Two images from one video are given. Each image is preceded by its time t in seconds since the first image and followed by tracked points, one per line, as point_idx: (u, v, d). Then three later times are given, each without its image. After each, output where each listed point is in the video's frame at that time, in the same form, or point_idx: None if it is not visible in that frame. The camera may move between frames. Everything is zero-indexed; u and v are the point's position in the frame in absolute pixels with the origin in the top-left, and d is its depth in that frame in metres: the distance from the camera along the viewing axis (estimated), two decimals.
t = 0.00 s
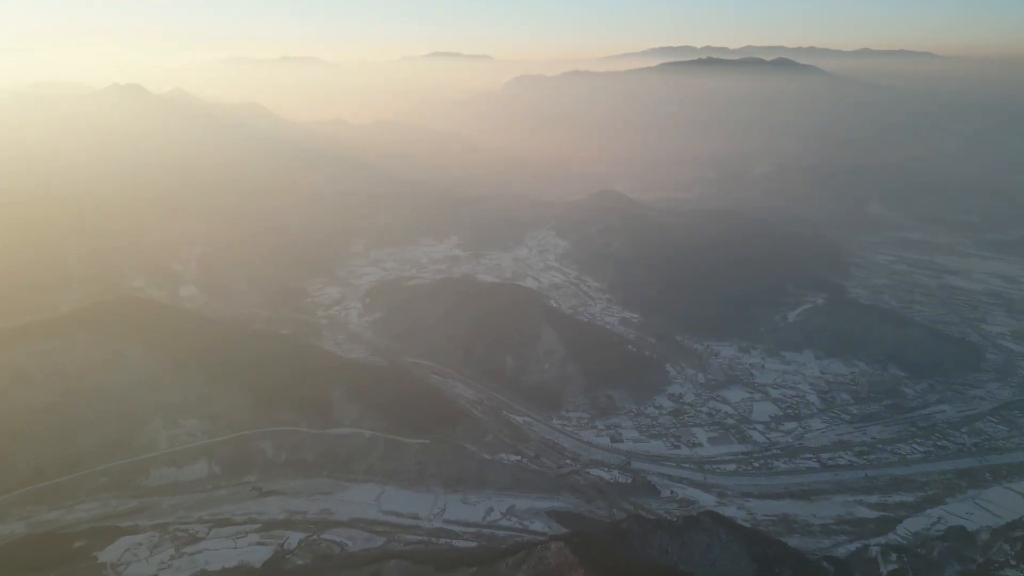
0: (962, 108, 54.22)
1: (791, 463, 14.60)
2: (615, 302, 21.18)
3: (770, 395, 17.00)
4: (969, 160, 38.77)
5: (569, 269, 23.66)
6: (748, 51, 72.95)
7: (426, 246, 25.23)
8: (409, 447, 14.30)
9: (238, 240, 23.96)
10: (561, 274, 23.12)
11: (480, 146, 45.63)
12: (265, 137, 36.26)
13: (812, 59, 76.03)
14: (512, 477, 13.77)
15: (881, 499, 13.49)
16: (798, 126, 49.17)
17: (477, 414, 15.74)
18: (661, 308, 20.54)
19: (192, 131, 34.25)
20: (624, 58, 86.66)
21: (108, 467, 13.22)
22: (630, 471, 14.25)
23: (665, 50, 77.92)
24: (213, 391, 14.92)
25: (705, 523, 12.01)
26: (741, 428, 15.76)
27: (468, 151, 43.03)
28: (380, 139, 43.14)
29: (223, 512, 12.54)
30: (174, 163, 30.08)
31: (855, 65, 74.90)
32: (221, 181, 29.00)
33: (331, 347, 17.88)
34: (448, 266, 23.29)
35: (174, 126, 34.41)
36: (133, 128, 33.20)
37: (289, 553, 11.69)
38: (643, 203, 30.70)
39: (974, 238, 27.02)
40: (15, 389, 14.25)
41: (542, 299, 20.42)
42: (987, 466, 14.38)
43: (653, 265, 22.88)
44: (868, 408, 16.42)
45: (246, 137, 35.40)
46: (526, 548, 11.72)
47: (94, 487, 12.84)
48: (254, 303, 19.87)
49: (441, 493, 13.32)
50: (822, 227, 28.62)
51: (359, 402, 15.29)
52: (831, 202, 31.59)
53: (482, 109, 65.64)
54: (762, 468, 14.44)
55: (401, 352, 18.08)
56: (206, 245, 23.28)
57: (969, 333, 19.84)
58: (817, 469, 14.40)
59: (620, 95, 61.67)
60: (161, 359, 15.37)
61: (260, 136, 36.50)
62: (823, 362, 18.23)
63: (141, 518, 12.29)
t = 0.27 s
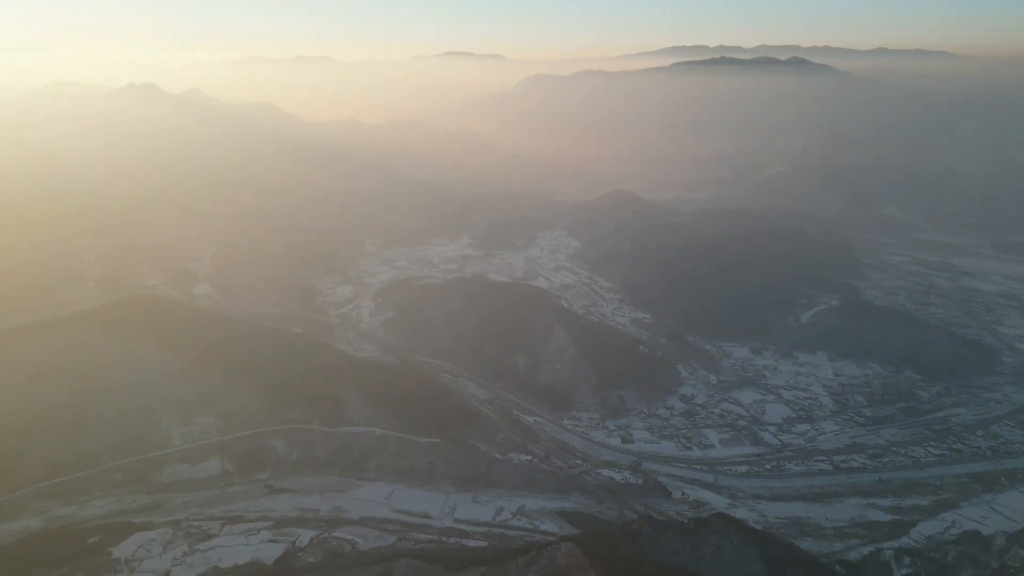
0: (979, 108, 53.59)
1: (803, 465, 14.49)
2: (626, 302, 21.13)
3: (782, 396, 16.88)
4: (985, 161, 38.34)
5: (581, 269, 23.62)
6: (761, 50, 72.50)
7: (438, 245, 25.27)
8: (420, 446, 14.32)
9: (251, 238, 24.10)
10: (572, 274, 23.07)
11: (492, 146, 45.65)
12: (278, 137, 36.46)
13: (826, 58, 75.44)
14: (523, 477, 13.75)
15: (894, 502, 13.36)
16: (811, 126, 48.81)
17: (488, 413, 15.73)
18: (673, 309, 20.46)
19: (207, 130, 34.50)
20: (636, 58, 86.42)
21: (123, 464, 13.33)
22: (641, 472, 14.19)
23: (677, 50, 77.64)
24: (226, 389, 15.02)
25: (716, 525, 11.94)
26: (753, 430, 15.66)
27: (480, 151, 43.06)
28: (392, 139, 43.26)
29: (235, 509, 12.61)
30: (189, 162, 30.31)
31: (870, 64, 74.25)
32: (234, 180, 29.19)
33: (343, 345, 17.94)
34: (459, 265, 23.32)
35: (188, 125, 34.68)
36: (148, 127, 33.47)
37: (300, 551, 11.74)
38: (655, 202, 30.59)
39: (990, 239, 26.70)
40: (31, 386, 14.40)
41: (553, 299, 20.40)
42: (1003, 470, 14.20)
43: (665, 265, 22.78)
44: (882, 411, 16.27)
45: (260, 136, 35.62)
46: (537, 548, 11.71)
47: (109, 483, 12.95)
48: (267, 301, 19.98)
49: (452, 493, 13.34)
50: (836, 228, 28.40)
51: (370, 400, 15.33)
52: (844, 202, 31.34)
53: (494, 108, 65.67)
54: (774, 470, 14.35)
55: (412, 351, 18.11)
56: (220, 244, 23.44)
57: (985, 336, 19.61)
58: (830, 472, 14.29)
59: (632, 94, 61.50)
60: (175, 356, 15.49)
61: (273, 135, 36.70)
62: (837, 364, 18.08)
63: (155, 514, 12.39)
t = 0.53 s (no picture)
0: (996, 108, 52.94)
1: (816, 468, 14.38)
2: (638, 302, 21.06)
3: (795, 398, 16.75)
4: (1001, 161, 37.90)
5: (592, 269, 23.57)
6: (775, 50, 72.03)
7: (449, 244, 25.31)
8: (431, 445, 14.34)
9: (264, 237, 24.23)
10: (584, 274, 23.03)
11: (503, 145, 45.63)
12: (291, 136, 36.63)
13: (840, 58, 74.82)
14: (533, 477, 13.73)
15: (908, 506, 13.22)
16: (824, 125, 48.44)
17: (499, 413, 15.73)
18: (685, 309, 20.37)
19: (221, 129, 34.74)
20: (649, 58, 86.17)
21: (136, 460, 13.43)
22: (652, 473, 14.13)
23: (690, 50, 77.34)
24: (239, 386, 15.10)
25: (727, 527, 11.87)
26: (765, 432, 15.55)
27: (491, 150, 43.08)
28: (405, 138, 43.33)
29: (248, 507, 12.68)
30: (203, 161, 30.52)
31: (884, 64, 73.56)
32: (248, 179, 29.38)
33: (355, 344, 18.00)
34: (471, 264, 23.33)
35: (203, 124, 34.93)
36: (163, 126, 33.74)
37: (312, 548, 11.78)
38: (667, 203, 30.46)
39: (1007, 240, 26.37)
40: (47, 382, 14.54)
41: (565, 299, 20.37)
42: (1019, 474, 14.01)
43: (677, 264, 22.68)
44: (896, 413, 16.11)
45: (273, 135, 35.82)
46: (547, 548, 11.68)
47: (123, 479, 13.06)
48: (279, 299, 20.08)
49: (462, 492, 13.35)
50: (850, 229, 28.16)
51: (382, 398, 15.37)
52: (858, 203, 31.06)
53: (505, 107, 65.69)
54: (786, 473, 14.24)
55: (424, 350, 18.14)
56: (233, 242, 23.59)
57: (1001, 338, 19.38)
58: (843, 474, 14.17)
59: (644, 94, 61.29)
60: (189, 354, 15.59)
61: (287, 134, 36.88)
62: (850, 366, 17.93)
63: (168, 511, 12.48)
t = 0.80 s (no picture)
0: (1013, 108, 52.28)
1: (829, 470, 14.27)
2: (649, 303, 21.00)
3: (808, 400, 16.63)
4: (1019, 162, 37.41)
5: (604, 269, 23.51)
6: (789, 49, 71.53)
7: (461, 244, 25.34)
8: (442, 444, 14.37)
9: (277, 236, 24.36)
10: (595, 274, 22.99)
11: (515, 144, 45.61)
12: (305, 135, 36.80)
13: (855, 57, 74.17)
14: (544, 477, 13.71)
15: (922, 509, 13.09)
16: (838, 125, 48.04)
17: (510, 413, 15.73)
18: (697, 310, 20.28)
19: (235, 129, 34.97)
20: (661, 58, 85.84)
21: (150, 457, 13.54)
22: (663, 474, 14.08)
23: (703, 50, 76.98)
24: (252, 384, 15.20)
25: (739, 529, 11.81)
26: (778, 433, 15.45)
27: (503, 149, 43.07)
28: (417, 138, 43.43)
29: (260, 504, 12.75)
30: (217, 160, 30.74)
31: (900, 64, 72.85)
32: (262, 178, 29.54)
33: (367, 343, 18.05)
34: (482, 264, 23.35)
35: (218, 123, 35.18)
36: (179, 125, 34.01)
37: (323, 546, 11.83)
38: (680, 203, 30.34)
39: None
40: (63, 378, 14.68)
41: (576, 299, 20.33)
42: None
43: (689, 264, 22.58)
44: (910, 416, 15.95)
45: (287, 134, 36.00)
46: (558, 548, 11.67)
47: (137, 475, 13.16)
48: (292, 298, 20.18)
49: (473, 491, 13.35)
50: (864, 229, 27.91)
51: (393, 397, 15.41)
52: (873, 204, 30.80)
53: (517, 107, 65.69)
54: (798, 475, 14.14)
55: (435, 349, 18.18)
56: (246, 241, 23.73)
57: (1018, 341, 19.13)
58: (856, 477, 14.05)
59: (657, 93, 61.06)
60: (203, 352, 15.70)
61: (300, 133, 37.06)
62: (864, 367, 17.78)
63: (181, 507, 12.56)
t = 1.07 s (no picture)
0: None
1: (842, 473, 14.16)
2: (661, 303, 20.93)
3: (821, 402, 16.51)
4: None
5: (616, 269, 23.45)
6: (803, 49, 70.98)
7: (473, 243, 25.36)
8: (452, 444, 14.39)
9: (290, 235, 24.49)
10: (607, 274, 22.94)
11: (527, 144, 45.58)
12: (318, 134, 36.96)
13: (870, 57, 73.44)
14: (554, 477, 13.70)
15: (935, 513, 12.96)
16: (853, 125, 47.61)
17: (520, 412, 15.73)
18: (709, 310, 20.18)
19: (250, 128, 35.19)
20: (674, 58, 85.45)
21: (164, 454, 13.65)
22: (674, 475, 14.03)
23: (716, 49, 76.58)
24: (265, 382, 15.29)
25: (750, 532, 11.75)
26: (790, 435, 15.35)
27: (515, 149, 43.03)
28: (429, 137, 43.50)
29: (272, 501, 12.83)
30: (231, 159, 30.95)
31: (916, 63, 72.06)
32: (275, 178, 29.71)
33: (379, 342, 18.11)
34: (494, 264, 23.36)
35: (232, 123, 35.40)
36: (194, 124, 34.26)
37: (335, 544, 11.89)
38: (693, 203, 30.20)
39: None
40: (79, 375, 14.84)
41: (588, 299, 20.30)
42: None
43: (702, 265, 22.48)
44: (924, 419, 15.79)
45: (300, 134, 36.17)
46: (568, 549, 11.66)
47: (151, 471, 13.28)
48: (305, 297, 20.28)
49: (484, 490, 13.36)
50: (879, 230, 27.65)
51: (405, 396, 15.46)
52: (888, 204, 30.52)
53: (529, 106, 65.65)
54: (811, 477, 14.04)
55: (446, 348, 18.21)
56: (260, 240, 23.89)
57: None
58: (869, 480, 13.92)
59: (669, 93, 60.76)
60: (217, 351, 15.82)
61: (313, 132, 37.22)
62: (878, 370, 17.62)
63: (195, 504, 12.67)
